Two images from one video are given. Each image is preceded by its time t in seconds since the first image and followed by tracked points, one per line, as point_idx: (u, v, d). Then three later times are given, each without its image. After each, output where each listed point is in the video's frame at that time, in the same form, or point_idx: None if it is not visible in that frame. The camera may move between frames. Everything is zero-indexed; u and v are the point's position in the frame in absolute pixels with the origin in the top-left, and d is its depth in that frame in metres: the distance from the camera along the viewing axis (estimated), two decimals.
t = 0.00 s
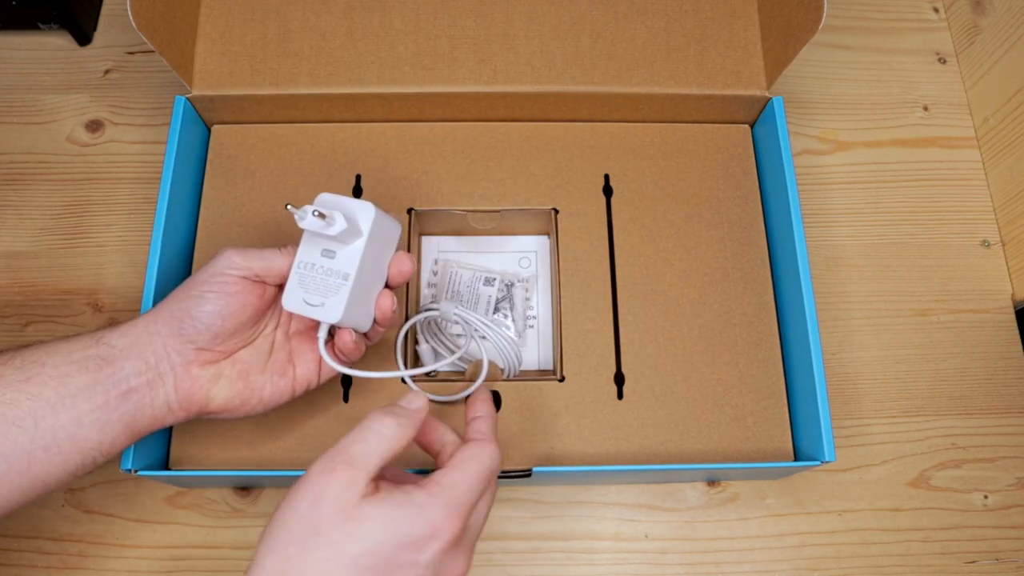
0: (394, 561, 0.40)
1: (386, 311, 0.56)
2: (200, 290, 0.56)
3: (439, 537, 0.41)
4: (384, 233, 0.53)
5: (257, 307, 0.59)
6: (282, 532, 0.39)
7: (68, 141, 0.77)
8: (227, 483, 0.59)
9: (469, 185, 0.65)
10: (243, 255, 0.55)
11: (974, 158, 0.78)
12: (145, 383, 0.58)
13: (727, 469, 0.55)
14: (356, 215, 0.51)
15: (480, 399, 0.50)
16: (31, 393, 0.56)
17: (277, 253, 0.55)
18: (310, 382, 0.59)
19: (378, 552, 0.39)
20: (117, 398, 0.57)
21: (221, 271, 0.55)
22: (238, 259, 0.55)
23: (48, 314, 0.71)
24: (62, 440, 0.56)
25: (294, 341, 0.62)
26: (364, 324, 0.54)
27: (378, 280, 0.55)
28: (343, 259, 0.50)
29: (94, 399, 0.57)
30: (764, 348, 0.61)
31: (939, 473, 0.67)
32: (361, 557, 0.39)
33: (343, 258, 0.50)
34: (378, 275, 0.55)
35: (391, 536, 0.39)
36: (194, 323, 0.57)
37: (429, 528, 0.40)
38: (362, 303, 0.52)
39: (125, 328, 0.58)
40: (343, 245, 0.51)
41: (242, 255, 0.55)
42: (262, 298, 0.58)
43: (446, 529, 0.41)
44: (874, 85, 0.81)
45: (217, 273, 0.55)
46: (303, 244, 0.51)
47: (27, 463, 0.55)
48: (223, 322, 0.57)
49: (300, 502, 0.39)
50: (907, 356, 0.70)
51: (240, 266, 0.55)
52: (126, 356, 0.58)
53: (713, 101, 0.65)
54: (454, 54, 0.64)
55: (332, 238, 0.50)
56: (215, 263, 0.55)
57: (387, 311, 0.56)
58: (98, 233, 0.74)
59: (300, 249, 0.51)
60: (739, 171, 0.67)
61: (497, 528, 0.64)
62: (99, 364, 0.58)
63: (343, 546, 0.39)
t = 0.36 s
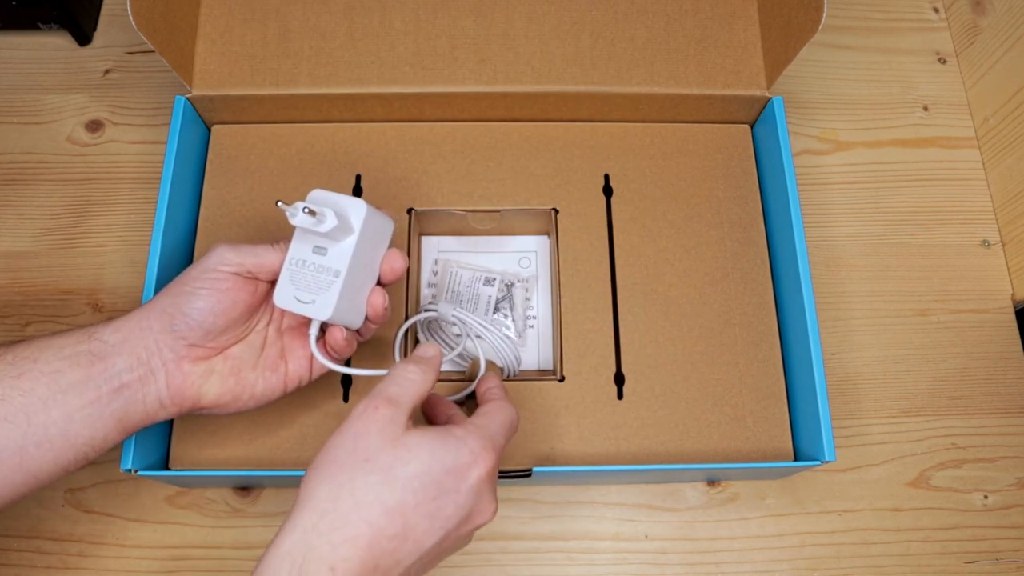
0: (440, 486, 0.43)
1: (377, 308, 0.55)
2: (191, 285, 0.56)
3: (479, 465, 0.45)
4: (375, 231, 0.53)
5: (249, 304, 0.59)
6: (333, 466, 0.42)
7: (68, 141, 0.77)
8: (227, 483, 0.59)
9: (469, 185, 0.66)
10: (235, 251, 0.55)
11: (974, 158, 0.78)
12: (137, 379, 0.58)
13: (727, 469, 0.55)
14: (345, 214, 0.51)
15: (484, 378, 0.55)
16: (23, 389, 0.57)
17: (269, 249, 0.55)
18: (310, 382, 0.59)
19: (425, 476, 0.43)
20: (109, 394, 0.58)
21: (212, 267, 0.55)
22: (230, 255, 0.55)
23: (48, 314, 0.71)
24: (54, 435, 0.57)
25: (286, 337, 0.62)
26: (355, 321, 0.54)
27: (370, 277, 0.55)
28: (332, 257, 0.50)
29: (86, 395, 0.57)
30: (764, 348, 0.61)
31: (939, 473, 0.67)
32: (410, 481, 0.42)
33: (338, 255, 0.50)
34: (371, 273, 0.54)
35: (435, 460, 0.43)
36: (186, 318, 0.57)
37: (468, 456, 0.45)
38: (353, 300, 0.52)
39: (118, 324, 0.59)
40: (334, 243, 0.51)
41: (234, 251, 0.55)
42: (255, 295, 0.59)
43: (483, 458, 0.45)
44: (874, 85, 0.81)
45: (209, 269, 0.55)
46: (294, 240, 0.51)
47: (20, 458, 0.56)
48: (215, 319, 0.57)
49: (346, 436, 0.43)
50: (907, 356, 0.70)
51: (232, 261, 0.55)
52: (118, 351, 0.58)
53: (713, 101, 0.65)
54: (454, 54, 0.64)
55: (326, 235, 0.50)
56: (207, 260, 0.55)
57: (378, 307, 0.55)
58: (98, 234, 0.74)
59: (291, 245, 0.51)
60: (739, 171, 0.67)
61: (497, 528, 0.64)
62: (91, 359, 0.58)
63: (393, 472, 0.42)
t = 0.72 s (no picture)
0: (471, 436, 0.45)
1: (370, 313, 0.56)
2: (178, 292, 0.56)
3: (510, 421, 0.47)
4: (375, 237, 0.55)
5: (234, 311, 0.58)
6: (372, 404, 0.44)
7: (68, 141, 0.77)
8: (227, 482, 0.59)
9: (469, 185, 0.66)
10: (223, 257, 0.55)
11: (974, 158, 0.78)
12: (122, 387, 0.57)
13: (727, 469, 0.55)
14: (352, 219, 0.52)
15: (482, 333, 0.55)
16: (5, 399, 0.56)
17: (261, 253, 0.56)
18: (311, 382, 0.59)
19: (457, 424, 0.45)
20: (92, 402, 0.57)
21: (199, 273, 0.55)
22: (217, 261, 0.55)
23: (48, 314, 0.71)
24: (36, 444, 0.56)
25: (271, 343, 0.61)
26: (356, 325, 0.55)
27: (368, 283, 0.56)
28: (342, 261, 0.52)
29: (68, 404, 0.57)
30: (764, 348, 0.61)
31: (939, 473, 0.67)
32: (443, 427, 0.44)
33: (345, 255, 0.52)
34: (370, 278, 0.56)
35: (468, 410, 0.45)
36: (172, 324, 0.57)
37: (501, 411, 0.46)
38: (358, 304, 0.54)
39: (103, 331, 0.59)
40: (343, 247, 0.52)
41: (221, 257, 0.55)
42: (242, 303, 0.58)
43: (514, 416, 0.47)
44: (874, 85, 0.81)
45: (196, 276, 0.55)
46: (302, 244, 0.51)
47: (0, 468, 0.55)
48: (200, 326, 0.57)
49: (386, 377, 0.45)
50: (907, 356, 0.70)
51: (219, 267, 0.55)
52: (101, 360, 0.58)
53: (713, 101, 0.65)
54: (454, 54, 0.64)
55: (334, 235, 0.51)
56: (191, 267, 0.55)
57: (372, 313, 0.56)
58: (98, 233, 0.74)
59: (299, 249, 0.51)
60: (739, 171, 0.67)
61: (497, 528, 0.64)
62: (74, 367, 0.58)
63: (428, 418, 0.44)
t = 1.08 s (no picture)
0: (478, 466, 0.43)
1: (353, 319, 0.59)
2: (145, 303, 0.54)
3: (523, 449, 0.43)
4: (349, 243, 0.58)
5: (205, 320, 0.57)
6: (375, 436, 0.43)
7: (68, 141, 0.77)
8: (227, 483, 0.59)
9: (469, 185, 0.66)
10: (193, 266, 0.53)
11: (974, 158, 0.78)
12: (93, 400, 0.57)
13: (727, 469, 0.55)
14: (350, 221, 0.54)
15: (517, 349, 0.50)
16: None
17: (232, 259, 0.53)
18: (311, 383, 0.59)
19: (461, 455, 0.42)
20: (59, 415, 0.57)
21: (168, 285, 0.53)
22: (187, 271, 0.53)
23: (48, 313, 0.71)
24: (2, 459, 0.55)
25: (241, 343, 0.61)
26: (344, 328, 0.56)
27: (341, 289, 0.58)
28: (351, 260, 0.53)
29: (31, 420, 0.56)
30: (764, 348, 0.61)
31: (939, 473, 0.67)
32: (447, 457, 0.42)
33: (349, 254, 0.53)
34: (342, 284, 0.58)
35: (476, 438, 0.43)
36: (142, 335, 0.55)
37: (511, 438, 0.43)
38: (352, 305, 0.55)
39: (67, 342, 0.57)
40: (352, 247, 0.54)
41: (191, 266, 0.53)
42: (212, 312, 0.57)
43: (528, 444, 0.43)
44: (874, 86, 0.81)
45: (166, 288, 0.53)
46: (316, 245, 0.51)
47: None
48: (171, 338, 0.56)
49: (393, 409, 0.44)
50: (907, 356, 0.70)
51: (189, 278, 0.53)
52: (65, 374, 0.57)
53: (713, 101, 0.65)
54: (454, 54, 0.64)
55: (341, 235, 0.52)
56: (160, 283, 0.53)
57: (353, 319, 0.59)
58: (98, 233, 0.74)
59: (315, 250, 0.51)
60: (739, 171, 0.67)
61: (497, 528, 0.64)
62: (37, 381, 0.56)
63: (430, 449, 0.42)
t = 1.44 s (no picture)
0: (518, 465, 0.44)
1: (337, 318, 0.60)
2: (146, 299, 0.54)
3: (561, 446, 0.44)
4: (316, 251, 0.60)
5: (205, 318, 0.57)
6: (414, 444, 0.44)
7: (68, 141, 0.77)
8: (227, 483, 0.59)
9: (469, 185, 0.66)
10: (197, 262, 0.53)
11: (974, 158, 0.78)
12: (91, 399, 0.57)
13: (727, 469, 0.55)
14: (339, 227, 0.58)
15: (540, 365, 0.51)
16: None
17: (234, 251, 0.53)
18: (310, 383, 0.59)
19: (502, 455, 0.43)
20: (54, 416, 0.56)
21: (172, 281, 0.53)
22: (191, 266, 0.53)
23: (48, 313, 0.71)
24: None
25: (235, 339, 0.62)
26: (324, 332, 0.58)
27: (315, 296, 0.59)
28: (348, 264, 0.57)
29: (28, 420, 0.55)
30: (764, 348, 0.61)
31: (939, 473, 0.67)
32: (488, 459, 0.43)
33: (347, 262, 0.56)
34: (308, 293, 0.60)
35: (515, 440, 0.44)
36: (141, 332, 0.55)
37: (549, 436, 0.44)
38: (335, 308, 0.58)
39: (61, 341, 0.56)
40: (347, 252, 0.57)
41: (196, 262, 0.53)
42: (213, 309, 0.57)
43: (564, 440, 0.44)
44: (874, 85, 0.81)
45: (169, 284, 0.53)
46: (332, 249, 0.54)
47: None
48: (172, 337, 0.56)
49: (431, 417, 0.44)
50: (907, 356, 0.70)
51: (193, 273, 0.53)
52: (61, 375, 0.56)
53: (713, 101, 0.65)
54: (454, 54, 0.64)
55: (342, 244, 0.55)
56: (166, 282, 0.53)
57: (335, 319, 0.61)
58: (98, 233, 0.74)
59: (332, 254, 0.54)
60: (739, 171, 0.67)
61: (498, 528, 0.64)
62: (31, 381, 0.55)
63: (471, 453, 0.43)
